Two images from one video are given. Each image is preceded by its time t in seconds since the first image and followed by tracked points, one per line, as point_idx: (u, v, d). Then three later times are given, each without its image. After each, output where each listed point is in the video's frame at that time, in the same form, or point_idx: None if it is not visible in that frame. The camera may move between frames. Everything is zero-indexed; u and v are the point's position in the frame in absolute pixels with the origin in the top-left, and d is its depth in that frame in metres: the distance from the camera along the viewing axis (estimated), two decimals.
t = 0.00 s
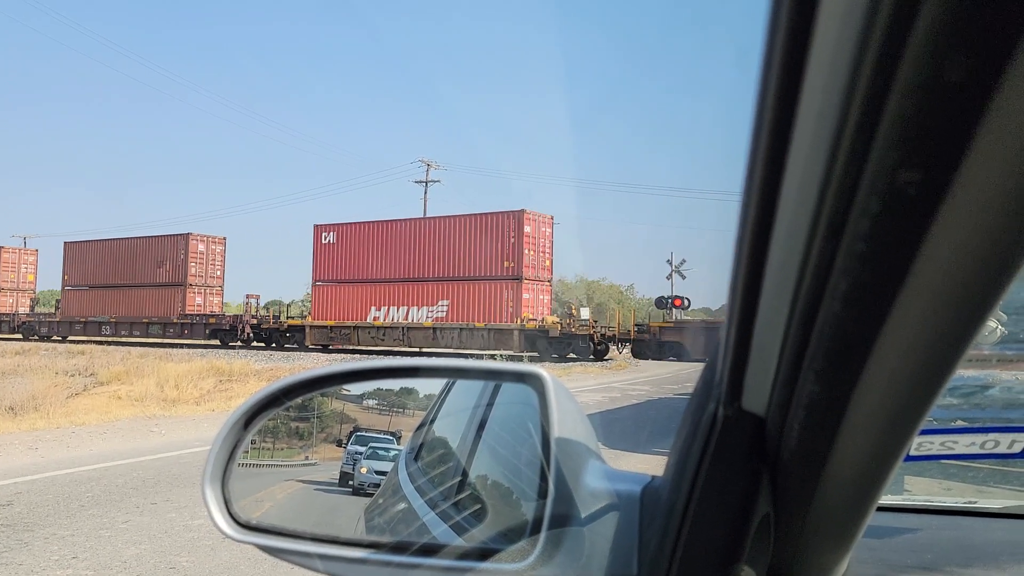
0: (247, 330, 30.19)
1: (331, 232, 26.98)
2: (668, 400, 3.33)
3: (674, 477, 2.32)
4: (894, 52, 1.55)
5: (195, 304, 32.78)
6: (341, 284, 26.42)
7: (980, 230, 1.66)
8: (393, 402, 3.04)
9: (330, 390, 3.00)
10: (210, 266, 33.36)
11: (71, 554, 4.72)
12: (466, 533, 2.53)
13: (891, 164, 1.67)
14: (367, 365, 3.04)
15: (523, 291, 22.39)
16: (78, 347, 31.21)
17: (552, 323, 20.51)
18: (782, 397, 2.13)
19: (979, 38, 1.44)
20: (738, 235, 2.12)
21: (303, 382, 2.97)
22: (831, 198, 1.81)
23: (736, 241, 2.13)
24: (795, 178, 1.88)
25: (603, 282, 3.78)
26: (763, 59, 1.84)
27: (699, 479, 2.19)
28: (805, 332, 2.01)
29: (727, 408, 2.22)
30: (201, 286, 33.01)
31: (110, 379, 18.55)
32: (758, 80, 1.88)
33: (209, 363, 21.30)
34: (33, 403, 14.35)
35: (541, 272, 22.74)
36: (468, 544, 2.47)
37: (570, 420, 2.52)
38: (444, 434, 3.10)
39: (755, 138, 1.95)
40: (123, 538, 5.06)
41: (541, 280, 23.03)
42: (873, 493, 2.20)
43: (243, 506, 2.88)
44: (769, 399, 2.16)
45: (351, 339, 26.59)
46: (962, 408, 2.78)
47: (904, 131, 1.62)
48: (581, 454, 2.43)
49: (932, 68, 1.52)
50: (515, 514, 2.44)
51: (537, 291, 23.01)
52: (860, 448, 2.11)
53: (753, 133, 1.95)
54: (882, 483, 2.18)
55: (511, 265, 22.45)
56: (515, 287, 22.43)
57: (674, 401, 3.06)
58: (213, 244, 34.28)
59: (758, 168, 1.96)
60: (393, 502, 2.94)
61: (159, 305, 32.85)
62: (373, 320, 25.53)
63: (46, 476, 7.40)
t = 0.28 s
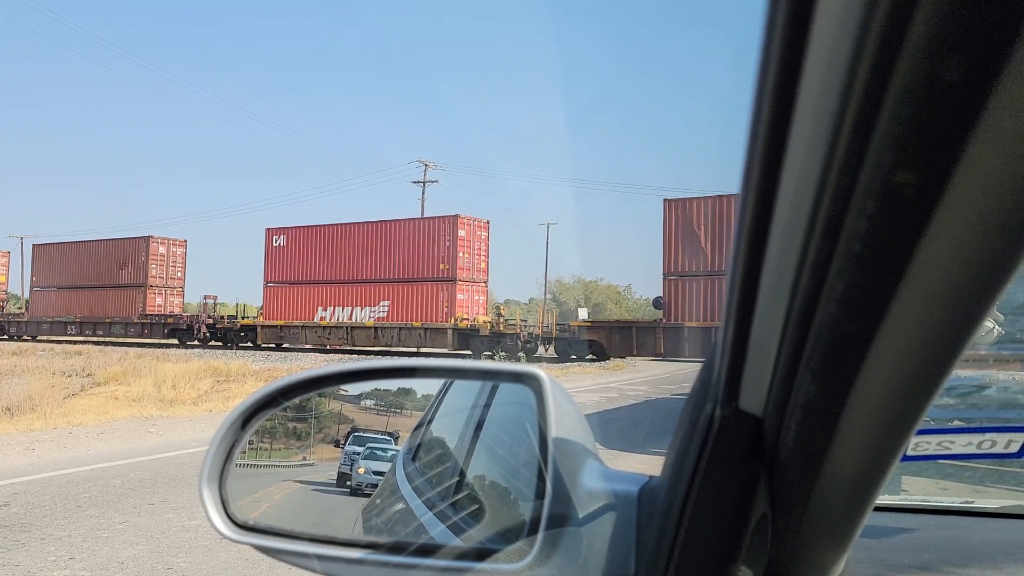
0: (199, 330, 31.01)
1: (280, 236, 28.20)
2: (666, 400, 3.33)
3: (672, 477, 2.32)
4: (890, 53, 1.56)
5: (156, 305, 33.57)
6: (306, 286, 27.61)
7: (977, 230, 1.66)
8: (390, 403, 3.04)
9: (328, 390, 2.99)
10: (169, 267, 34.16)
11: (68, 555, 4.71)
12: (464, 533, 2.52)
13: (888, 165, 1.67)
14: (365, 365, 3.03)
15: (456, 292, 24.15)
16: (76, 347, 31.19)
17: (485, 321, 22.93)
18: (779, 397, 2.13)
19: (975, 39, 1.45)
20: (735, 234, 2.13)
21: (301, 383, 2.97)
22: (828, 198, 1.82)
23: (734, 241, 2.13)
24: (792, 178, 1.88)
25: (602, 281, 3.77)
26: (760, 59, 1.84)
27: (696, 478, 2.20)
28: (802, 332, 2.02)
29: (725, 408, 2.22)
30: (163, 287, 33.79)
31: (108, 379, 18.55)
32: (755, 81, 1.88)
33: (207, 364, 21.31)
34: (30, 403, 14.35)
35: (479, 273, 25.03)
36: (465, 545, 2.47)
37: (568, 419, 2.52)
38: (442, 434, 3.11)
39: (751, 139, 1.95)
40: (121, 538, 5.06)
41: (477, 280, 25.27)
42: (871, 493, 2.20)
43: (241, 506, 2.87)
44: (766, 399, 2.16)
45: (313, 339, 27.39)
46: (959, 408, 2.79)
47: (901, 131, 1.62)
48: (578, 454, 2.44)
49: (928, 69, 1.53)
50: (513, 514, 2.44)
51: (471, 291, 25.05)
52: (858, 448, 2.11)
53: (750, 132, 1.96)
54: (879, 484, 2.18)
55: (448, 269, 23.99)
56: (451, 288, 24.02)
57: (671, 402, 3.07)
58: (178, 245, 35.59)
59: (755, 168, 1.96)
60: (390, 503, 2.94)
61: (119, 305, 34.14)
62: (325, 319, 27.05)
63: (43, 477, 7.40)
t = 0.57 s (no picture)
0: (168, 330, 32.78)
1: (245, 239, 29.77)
2: (666, 400, 3.33)
3: (672, 477, 2.32)
4: (891, 54, 1.56)
5: (122, 305, 35.77)
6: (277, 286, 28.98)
7: (978, 229, 1.66)
8: (390, 403, 3.05)
9: (328, 390, 2.98)
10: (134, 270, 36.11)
11: (68, 556, 4.71)
12: (464, 534, 2.52)
13: (888, 165, 1.67)
14: (365, 365, 3.02)
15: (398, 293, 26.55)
16: (76, 347, 31.20)
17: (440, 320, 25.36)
18: (779, 398, 2.13)
19: (975, 39, 1.45)
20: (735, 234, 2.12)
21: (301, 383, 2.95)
22: (829, 199, 1.81)
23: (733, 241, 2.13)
24: (791, 179, 1.88)
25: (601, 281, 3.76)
26: (759, 61, 1.84)
27: (697, 479, 2.20)
28: (801, 332, 2.01)
29: (725, 408, 2.22)
30: (128, 289, 35.87)
31: (108, 379, 18.56)
32: (754, 82, 1.88)
33: (207, 364, 21.31)
34: (30, 403, 14.35)
35: (421, 276, 27.53)
36: (466, 545, 2.46)
37: (568, 419, 2.51)
38: (442, 434, 3.11)
39: (751, 140, 1.95)
40: (121, 538, 5.06)
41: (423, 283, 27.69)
42: (871, 493, 2.21)
43: (241, 507, 2.86)
44: (766, 399, 2.16)
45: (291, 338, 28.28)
46: (959, 409, 2.79)
47: (901, 130, 1.62)
48: (578, 454, 2.44)
49: (928, 69, 1.53)
50: (513, 515, 2.44)
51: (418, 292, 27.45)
52: (858, 446, 2.11)
53: (749, 133, 1.96)
54: (880, 483, 2.19)
55: (391, 269, 26.28)
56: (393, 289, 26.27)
57: (671, 402, 3.07)
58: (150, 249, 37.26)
59: (755, 168, 1.96)
60: (390, 503, 2.94)
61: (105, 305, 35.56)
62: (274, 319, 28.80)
63: (44, 477, 7.40)
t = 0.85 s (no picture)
0: (144, 330, 34.63)
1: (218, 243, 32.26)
2: (679, 402, 3.33)
3: (685, 478, 2.31)
4: (906, 53, 1.55)
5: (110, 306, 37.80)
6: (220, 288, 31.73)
7: (993, 230, 1.65)
8: (403, 404, 3.08)
9: (341, 390, 2.99)
10: (118, 271, 37.84)
11: (83, 554, 4.75)
12: (476, 534, 2.53)
13: (903, 165, 1.66)
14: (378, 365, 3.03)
15: (360, 293, 28.60)
16: (91, 348, 31.48)
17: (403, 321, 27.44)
18: (793, 399, 2.12)
19: (991, 39, 1.44)
20: (748, 234, 2.12)
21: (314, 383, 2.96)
22: (844, 199, 1.80)
23: (746, 241, 2.12)
24: (805, 178, 1.88)
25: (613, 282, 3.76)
26: (772, 61, 1.84)
27: (710, 480, 2.19)
28: (815, 334, 2.01)
29: (738, 410, 2.21)
30: (113, 289, 37.46)
31: (122, 379, 18.72)
32: (767, 83, 1.87)
33: (221, 364, 21.44)
34: (46, 403, 14.50)
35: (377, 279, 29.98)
36: (478, 545, 2.47)
37: (581, 420, 2.51)
38: (454, 435, 3.12)
39: (764, 141, 1.95)
40: (136, 538, 5.10)
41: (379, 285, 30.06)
42: (885, 496, 2.20)
43: (254, 506, 2.88)
44: (779, 400, 2.15)
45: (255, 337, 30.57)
46: (975, 411, 2.77)
47: (915, 131, 1.61)
48: (591, 455, 2.43)
49: (943, 70, 1.52)
50: (526, 516, 2.44)
51: (376, 294, 29.70)
52: (872, 448, 2.10)
53: (763, 133, 1.95)
54: (894, 485, 2.17)
55: (350, 272, 28.56)
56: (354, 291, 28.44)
57: (684, 403, 3.06)
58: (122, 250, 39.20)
59: (768, 168, 1.96)
60: (403, 504, 2.95)
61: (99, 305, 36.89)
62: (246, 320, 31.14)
63: (60, 476, 7.48)
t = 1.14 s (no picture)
0: (116, 330, 35.47)
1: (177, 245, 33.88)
2: (683, 402, 3.32)
3: (689, 479, 2.31)
4: (911, 54, 1.55)
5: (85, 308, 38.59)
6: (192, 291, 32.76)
7: (999, 231, 1.64)
8: (407, 404, 3.10)
9: (345, 390, 2.99)
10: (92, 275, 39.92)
11: (88, 555, 4.76)
12: (480, 535, 2.53)
13: (908, 166, 1.66)
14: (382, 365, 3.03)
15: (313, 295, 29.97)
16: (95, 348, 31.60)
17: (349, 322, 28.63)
18: (797, 399, 2.11)
19: (997, 39, 1.44)
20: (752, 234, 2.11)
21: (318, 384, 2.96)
22: (848, 200, 1.80)
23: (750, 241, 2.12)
24: (810, 178, 1.87)
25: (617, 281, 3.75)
26: (777, 62, 1.84)
27: (714, 481, 2.18)
28: (820, 335, 2.00)
29: (742, 411, 2.21)
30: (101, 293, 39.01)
31: (127, 379, 18.82)
32: (773, 83, 1.87)
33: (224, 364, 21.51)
34: (51, 402, 14.59)
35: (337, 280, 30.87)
36: (483, 546, 2.47)
37: (585, 419, 2.50)
38: (458, 435, 3.12)
39: (769, 141, 1.95)
40: (140, 538, 5.11)
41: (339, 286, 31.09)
42: (891, 497, 2.19)
43: (258, 507, 2.90)
44: (784, 401, 2.15)
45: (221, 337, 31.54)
46: (980, 412, 2.77)
47: (921, 131, 1.61)
48: (595, 455, 2.41)
49: (949, 70, 1.51)
50: (530, 516, 2.44)
51: (335, 294, 30.85)
52: (877, 449, 2.10)
53: (768, 133, 1.95)
54: (899, 486, 2.17)
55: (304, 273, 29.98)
56: (308, 292, 29.47)
57: (688, 404, 3.06)
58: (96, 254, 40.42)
59: (772, 169, 1.96)
60: (407, 504, 2.95)
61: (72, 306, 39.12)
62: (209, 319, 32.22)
63: (66, 476, 7.51)
